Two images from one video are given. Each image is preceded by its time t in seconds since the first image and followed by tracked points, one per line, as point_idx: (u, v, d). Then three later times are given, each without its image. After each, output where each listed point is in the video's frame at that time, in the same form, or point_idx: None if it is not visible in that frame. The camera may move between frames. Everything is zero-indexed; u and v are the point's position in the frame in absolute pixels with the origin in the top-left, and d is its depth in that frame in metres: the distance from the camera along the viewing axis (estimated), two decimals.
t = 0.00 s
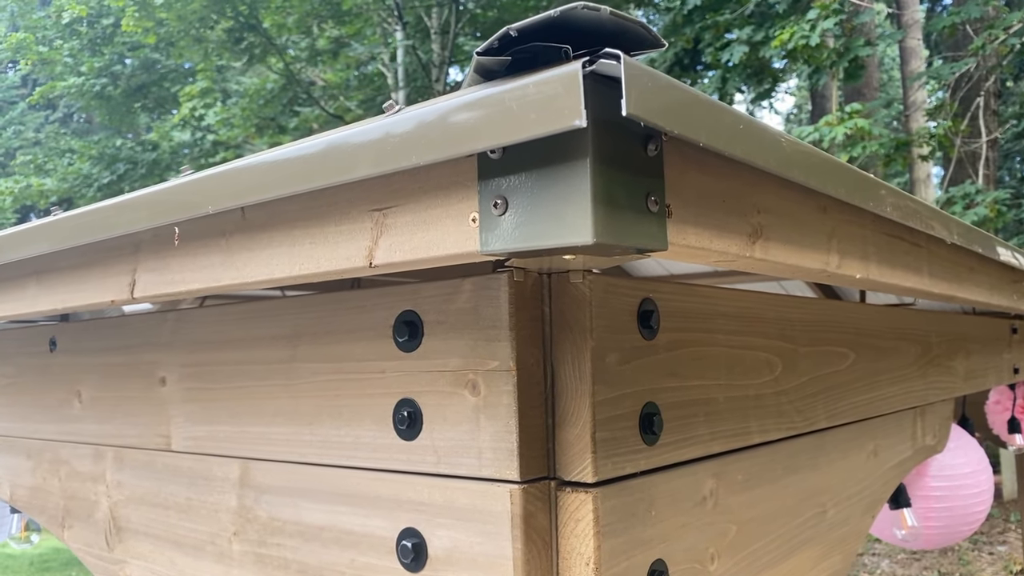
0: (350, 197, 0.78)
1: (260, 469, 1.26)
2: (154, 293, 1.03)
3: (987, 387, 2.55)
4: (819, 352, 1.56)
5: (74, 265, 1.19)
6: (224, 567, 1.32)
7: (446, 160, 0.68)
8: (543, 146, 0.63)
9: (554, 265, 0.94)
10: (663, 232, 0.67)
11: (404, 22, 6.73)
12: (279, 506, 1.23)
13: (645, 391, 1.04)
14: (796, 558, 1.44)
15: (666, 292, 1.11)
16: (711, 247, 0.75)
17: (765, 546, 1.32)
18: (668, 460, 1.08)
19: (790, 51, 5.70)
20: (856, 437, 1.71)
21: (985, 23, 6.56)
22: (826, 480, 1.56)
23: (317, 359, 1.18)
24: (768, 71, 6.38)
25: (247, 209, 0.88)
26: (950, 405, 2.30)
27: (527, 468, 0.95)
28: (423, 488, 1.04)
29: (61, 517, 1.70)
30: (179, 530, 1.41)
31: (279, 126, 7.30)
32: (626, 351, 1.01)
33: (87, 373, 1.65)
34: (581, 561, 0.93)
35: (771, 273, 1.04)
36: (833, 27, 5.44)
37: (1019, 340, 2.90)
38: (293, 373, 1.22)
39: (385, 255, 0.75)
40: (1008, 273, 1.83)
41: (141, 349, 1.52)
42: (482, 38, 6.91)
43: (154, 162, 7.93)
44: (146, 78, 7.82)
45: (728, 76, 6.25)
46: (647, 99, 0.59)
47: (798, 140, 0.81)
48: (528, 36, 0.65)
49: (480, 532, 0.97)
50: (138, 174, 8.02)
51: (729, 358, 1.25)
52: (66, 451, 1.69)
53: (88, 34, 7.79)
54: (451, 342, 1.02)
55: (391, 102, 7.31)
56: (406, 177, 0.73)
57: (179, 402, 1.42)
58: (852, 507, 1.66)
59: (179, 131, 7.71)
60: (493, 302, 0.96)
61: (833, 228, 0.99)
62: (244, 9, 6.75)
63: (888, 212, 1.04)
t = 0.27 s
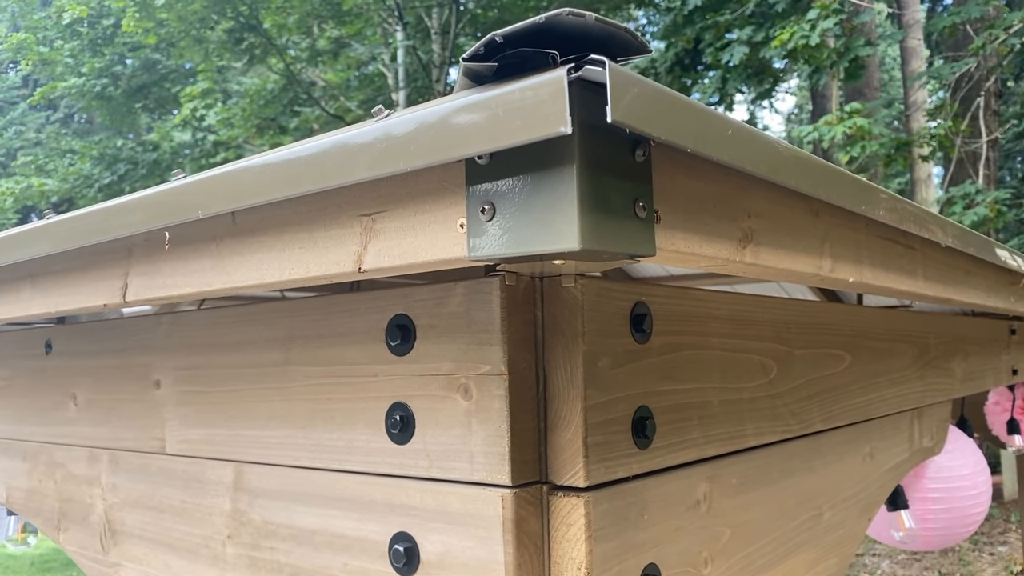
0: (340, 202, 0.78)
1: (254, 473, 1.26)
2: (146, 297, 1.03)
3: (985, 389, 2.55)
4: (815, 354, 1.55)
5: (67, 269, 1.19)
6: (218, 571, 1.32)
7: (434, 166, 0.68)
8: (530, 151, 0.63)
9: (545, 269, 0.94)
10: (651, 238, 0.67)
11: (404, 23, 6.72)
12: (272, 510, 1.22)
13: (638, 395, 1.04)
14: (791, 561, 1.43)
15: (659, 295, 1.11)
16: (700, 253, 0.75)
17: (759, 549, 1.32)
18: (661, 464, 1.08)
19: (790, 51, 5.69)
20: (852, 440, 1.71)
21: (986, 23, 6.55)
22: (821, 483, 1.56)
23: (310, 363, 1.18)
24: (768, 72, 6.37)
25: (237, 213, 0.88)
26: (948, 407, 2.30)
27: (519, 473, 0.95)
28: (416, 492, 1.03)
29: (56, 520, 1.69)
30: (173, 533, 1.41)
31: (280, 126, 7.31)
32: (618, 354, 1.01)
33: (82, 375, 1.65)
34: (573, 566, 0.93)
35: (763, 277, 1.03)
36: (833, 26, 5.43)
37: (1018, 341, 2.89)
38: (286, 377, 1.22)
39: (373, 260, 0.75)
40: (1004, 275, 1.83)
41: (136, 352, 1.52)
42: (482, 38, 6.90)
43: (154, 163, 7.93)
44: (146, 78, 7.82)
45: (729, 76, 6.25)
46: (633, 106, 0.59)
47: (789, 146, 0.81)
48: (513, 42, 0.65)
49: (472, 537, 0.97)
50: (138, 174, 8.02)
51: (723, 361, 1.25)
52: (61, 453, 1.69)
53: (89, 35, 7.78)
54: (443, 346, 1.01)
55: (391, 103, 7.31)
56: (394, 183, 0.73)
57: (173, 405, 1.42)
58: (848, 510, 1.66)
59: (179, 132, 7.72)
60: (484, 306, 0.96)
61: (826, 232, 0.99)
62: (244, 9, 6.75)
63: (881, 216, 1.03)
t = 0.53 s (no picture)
0: (336, 206, 0.79)
1: (254, 474, 1.26)
2: (145, 299, 1.04)
3: (989, 390, 2.54)
4: (815, 356, 1.55)
5: (68, 271, 1.20)
6: (219, 571, 1.33)
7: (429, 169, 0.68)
8: (524, 156, 0.63)
9: (543, 271, 0.94)
10: (646, 241, 0.67)
11: (409, 23, 6.72)
12: (273, 510, 1.23)
13: (636, 397, 1.04)
14: (792, 563, 1.43)
15: (657, 297, 1.11)
16: (696, 255, 0.75)
17: (760, 551, 1.32)
18: (660, 466, 1.08)
19: (795, 50, 5.67)
20: (854, 441, 1.70)
21: (992, 22, 6.52)
22: (822, 484, 1.56)
23: (310, 365, 1.18)
24: (773, 72, 6.35)
25: (236, 216, 0.89)
26: (951, 408, 2.29)
27: (517, 475, 0.95)
28: (415, 494, 1.04)
29: (60, 520, 1.70)
30: (175, 534, 1.42)
31: (285, 127, 7.34)
32: (616, 357, 1.01)
33: (84, 376, 1.66)
34: (571, 568, 0.93)
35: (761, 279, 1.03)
36: (838, 25, 5.41)
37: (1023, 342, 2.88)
38: (286, 378, 1.22)
39: (370, 264, 0.75)
40: (1007, 276, 1.82)
41: (138, 353, 1.53)
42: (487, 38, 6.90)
43: (160, 163, 7.95)
44: (152, 79, 7.85)
45: (734, 75, 6.25)
46: (625, 110, 0.59)
47: (785, 149, 0.81)
48: (506, 47, 0.65)
49: (470, 539, 0.97)
50: (144, 175, 8.05)
51: (722, 364, 1.25)
52: (64, 454, 1.70)
53: (95, 36, 7.80)
54: (441, 348, 1.02)
55: (396, 103, 7.31)
56: (390, 187, 0.73)
57: (174, 407, 1.43)
58: (850, 511, 1.66)
59: (185, 132, 7.74)
60: (482, 309, 0.96)
61: (825, 234, 0.99)
62: (249, 10, 6.77)
63: (880, 219, 1.03)
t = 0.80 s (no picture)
0: (320, 207, 0.80)
1: (249, 472, 1.27)
2: (138, 299, 1.05)
3: (991, 389, 2.53)
4: (810, 355, 1.55)
5: (64, 272, 1.22)
6: (215, 568, 1.34)
7: (408, 170, 0.69)
8: (497, 158, 0.64)
9: (529, 271, 0.95)
10: (621, 240, 0.68)
11: (418, 23, 6.69)
12: (267, 508, 1.24)
13: (623, 397, 1.05)
14: (785, 561, 1.44)
15: (646, 296, 1.11)
16: (675, 255, 0.75)
17: (751, 549, 1.32)
18: (648, 464, 1.09)
19: (803, 47, 5.64)
20: (850, 440, 1.70)
21: (1004, 18, 6.47)
22: (817, 483, 1.56)
23: (302, 364, 1.20)
24: (782, 70, 6.33)
25: (224, 216, 0.90)
26: (952, 407, 2.28)
27: (503, 472, 0.96)
28: (404, 492, 1.04)
29: (61, 518, 1.72)
30: (173, 531, 1.43)
31: (294, 127, 7.35)
32: (603, 355, 1.01)
33: (85, 375, 1.68)
34: (556, 565, 0.94)
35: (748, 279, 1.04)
36: (845, 22, 5.37)
37: None
38: (279, 377, 1.23)
39: (351, 263, 0.76)
40: (1005, 275, 1.82)
41: (137, 353, 1.54)
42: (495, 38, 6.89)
43: (170, 163, 8.00)
44: (162, 79, 7.90)
45: (742, 74, 6.25)
46: (596, 113, 0.60)
47: (765, 148, 0.82)
48: (478, 50, 0.66)
49: (457, 537, 0.98)
50: (154, 175, 8.10)
51: (713, 363, 1.25)
52: (65, 452, 1.72)
53: (106, 37, 7.83)
54: (429, 347, 1.03)
55: (405, 103, 7.31)
56: (370, 188, 0.75)
57: (172, 405, 1.45)
58: (846, 510, 1.66)
59: (195, 133, 7.77)
60: (470, 308, 0.97)
61: (810, 234, 0.99)
62: (258, 10, 6.79)
63: (867, 218, 1.03)
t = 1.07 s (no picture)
0: (328, 212, 0.82)
1: (267, 470, 1.30)
2: (157, 301, 1.08)
3: (1015, 389, 2.49)
4: (824, 356, 1.55)
5: (87, 275, 1.25)
6: (234, 564, 1.37)
7: (411, 177, 0.71)
8: (496, 165, 0.65)
9: (535, 273, 0.96)
10: (619, 243, 0.69)
11: (440, 23, 6.68)
12: (284, 506, 1.27)
13: (631, 397, 1.06)
14: (798, 561, 1.44)
15: (654, 297, 1.12)
16: (675, 258, 0.76)
17: (763, 550, 1.32)
18: (656, 463, 1.10)
19: (827, 43, 5.56)
20: (865, 441, 1.70)
21: None
22: (831, 484, 1.56)
23: (317, 365, 1.22)
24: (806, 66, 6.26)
25: (237, 221, 0.92)
26: (974, 407, 2.26)
27: (511, 471, 0.97)
28: (416, 490, 1.06)
29: (87, 514, 1.77)
30: (193, 528, 1.47)
31: (318, 128, 7.40)
32: (610, 357, 1.03)
33: (110, 375, 1.72)
34: (564, 563, 0.96)
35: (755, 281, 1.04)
36: (871, 17, 5.30)
37: None
38: (295, 377, 1.26)
39: (359, 267, 0.78)
40: None
41: (158, 353, 1.58)
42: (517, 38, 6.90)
43: (198, 165, 8.10)
44: (189, 82, 8.02)
45: (766, 71, 6.18)
46: (591, 122, 0.61)
47: (768, 152, 0.82)
48: (475, 60, 0.68)
49: (467, 534, 0.99)
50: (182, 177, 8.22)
51: (723, 363, 1.26)
52: (91, 451, 1.77)
53: (134, 41, 7.95)
54: (439, 348, 1.04)
55: (428, 104, 7.32)
56: (376, 193, 0.76)
57: (192, 405, 1.48)
58: (861, 511, 1.65)
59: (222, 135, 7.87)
60: (478, 310, 0.99)
61: (816, 235, 0.99)
62: (283, 13, 6.86)
63: (874, 219, 1.03)
